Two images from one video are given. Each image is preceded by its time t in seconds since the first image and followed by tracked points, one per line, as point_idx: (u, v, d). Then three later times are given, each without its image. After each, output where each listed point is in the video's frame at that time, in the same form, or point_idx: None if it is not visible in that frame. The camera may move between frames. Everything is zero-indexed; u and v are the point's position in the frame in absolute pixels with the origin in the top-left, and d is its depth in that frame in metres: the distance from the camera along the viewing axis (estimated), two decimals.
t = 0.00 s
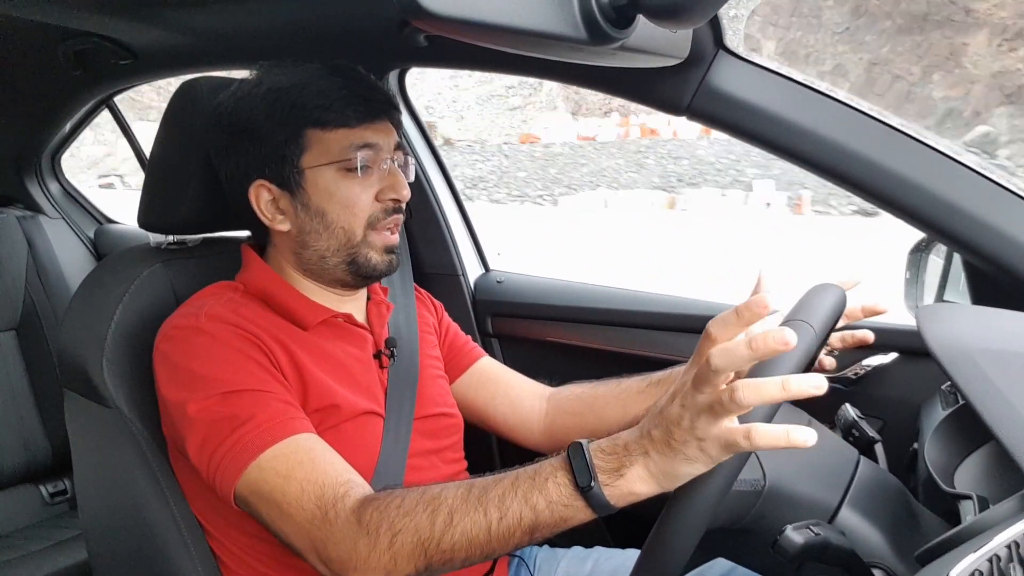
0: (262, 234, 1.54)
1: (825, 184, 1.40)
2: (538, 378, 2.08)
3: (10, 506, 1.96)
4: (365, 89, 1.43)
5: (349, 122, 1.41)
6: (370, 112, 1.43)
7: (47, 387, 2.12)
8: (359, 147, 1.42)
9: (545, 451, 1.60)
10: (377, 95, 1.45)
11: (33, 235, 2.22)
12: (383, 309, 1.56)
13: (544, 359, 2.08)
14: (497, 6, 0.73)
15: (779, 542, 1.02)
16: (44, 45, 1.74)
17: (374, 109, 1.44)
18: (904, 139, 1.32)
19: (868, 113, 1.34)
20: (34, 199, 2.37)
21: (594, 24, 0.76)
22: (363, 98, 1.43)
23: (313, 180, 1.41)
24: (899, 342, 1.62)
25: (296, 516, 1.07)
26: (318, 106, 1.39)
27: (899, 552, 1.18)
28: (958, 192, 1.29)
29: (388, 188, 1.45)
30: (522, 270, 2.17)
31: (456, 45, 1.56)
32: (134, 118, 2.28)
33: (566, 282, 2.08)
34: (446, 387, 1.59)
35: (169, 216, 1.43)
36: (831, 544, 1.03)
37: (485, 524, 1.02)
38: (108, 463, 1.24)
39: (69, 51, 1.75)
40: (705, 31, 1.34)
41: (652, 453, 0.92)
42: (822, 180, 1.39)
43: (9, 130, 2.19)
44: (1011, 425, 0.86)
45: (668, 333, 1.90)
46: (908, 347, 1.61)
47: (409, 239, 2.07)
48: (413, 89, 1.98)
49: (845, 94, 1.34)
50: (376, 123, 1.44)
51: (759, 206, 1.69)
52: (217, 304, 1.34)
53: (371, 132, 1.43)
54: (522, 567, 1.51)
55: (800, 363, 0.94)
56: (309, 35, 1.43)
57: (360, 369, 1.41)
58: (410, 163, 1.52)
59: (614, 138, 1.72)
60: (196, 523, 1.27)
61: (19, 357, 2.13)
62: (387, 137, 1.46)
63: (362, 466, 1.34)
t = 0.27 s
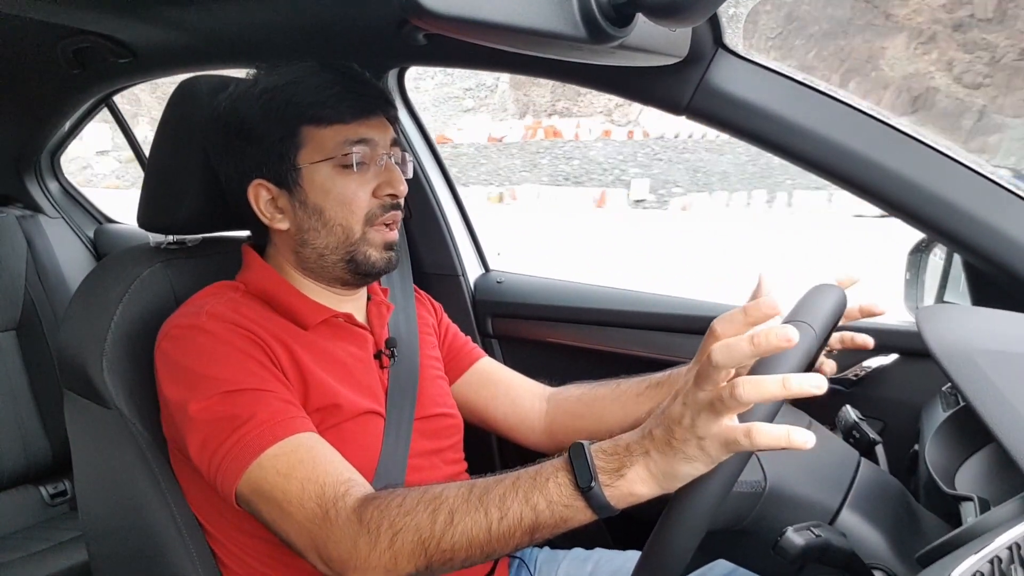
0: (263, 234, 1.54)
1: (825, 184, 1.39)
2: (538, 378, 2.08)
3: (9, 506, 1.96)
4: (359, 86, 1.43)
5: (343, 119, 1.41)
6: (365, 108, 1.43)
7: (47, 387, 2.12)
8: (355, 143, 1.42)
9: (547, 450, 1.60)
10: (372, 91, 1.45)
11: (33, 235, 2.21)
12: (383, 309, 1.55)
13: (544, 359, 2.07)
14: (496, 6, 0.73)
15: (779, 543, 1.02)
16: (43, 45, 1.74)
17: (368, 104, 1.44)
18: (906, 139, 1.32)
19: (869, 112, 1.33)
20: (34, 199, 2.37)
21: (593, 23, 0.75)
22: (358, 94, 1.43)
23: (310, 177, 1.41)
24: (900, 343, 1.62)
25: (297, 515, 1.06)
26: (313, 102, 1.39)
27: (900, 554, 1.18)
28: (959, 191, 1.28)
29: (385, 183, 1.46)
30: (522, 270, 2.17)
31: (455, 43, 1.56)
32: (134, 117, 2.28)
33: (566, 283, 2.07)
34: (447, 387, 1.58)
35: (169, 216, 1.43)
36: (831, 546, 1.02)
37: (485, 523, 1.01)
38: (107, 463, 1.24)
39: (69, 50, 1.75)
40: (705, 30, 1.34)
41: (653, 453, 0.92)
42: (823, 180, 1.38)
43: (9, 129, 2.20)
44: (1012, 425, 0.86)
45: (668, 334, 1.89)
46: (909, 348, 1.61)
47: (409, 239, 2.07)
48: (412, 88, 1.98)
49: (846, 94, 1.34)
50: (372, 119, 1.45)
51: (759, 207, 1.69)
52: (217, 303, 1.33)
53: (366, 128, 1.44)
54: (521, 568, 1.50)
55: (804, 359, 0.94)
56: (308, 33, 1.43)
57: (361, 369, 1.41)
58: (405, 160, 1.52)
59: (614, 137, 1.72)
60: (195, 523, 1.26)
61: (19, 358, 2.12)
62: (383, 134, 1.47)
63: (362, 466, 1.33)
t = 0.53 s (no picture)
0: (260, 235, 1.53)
1: (826, 185, 1.39)
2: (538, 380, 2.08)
3: (9, 507, 1.96)
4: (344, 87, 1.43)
5: (301, 123, 1.39)
6: (330, 110, 1.40)
7: (47, 388, 2.12)
8: (312, 148, 1.40)
9: (546, 449, 1.60)
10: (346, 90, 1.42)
11: (33, 236, 2.21)
12: (381, 310, 1.56)
13: (544, 360, 2.07)
14: (495, 7, 0.73)
15: (780, 544, 1.02)
16: (44, 45, 1.74)
17: (343, 105, 1.42)
18: (907, 140, 1.32)
19: (869, 113, 1.33)
20: (34, 200, 2.37)
21: (593, 23, 0.75)
22: (324, 95, 1.40)
23: (274, 184, 1.41)
24: (900, 344, 1.62)
25: (297, 518, 1.06)
26: (272, 108, 1.39)
27: (901, 555, 1.18)
28: (958, 192, 1.28)
29: (346, 188, 1.41)
30: (522, 271, 2.17)
31: (456, 44, 1.56)
32: (134, 118, 2.28)
33: (566, 283, 2.07)
34: (446, 388, 1.58)
35: (169, 217, 1.43)
36: (832, 546, 1.02)
37: (486, 524, 1.02)
38: (108, 464, 1.24)
39: (69, 51, 1.75)
40: (705, 31, 1.34)
41: (658, 450, 0.93)
42: (823, 181, 1.38)
43: (10, 130, 2.20)
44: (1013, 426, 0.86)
45: (669, 335, 1.90)
46: (910, 349, 1.61)
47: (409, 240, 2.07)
48: (411, 89, 1.97)
49: (846, 95, 1.34)
50: (337, 120, 1.41)
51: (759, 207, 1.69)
52: (215, 308, 1.33)
53: (327, 131, 1.41)
54: (522, 569, 1.50)
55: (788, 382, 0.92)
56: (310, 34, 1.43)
57: (359, 371, 1.41)
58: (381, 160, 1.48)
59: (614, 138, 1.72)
60: (195, 524, 1.26)
61: (19, 359, 2.12)
62: (347, 136, 1.43)
63: (362, 468, 1.33)
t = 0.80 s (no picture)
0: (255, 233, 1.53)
1: (826, 184, 1.39)
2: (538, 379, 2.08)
3: (9, 507, 1.95)
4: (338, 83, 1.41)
5: (296, 122, 1.38)
6: (325, 108, 1.39)
7: (47, 388, 2.12)
8: (304, 146, 1.39)
9: (545, 446, 1.59)
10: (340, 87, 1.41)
11: (33, 236, 2.21)
12: (377, 309, 1.55)
13: (544, 360, 2.07)
14: (495, 4, 0.73)
15: (780, 544, 1.02)
16: (43, 44, 1.74)
17: (338, 103, 1.41)
18: (907, 139, 1.31)
19: (869, 113, 1.33)
20: (34, 199, 2.37)
21: (593, 22, 0.75)
22: (317, 92, 1.38)
23: (267, 183, 1.40)
24: (901, 343, 1.62)
25: (310, 525, 1.07)
26: (265, 107, 1.37)
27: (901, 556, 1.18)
28: (959, 192, 1.28)
29: (341, 188, 1.41)
30: (522, 270, 2.17)
31: (455, 43, 1.56)
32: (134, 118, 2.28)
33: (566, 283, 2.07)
34: (443, 386, 1.58)
35: (167, 217, 1.43)
36: (832, 546, 1.02)
37: (496, 530, 1.01)
38: (108, 464, 1.24)
39: (68, 50, 1.75)
40: (704, 30, 1.34)
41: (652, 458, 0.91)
42: (824, 180, 1.38)
43: (10, 129, 2.20)
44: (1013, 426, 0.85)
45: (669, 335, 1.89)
46: (910, 348, 1.61)
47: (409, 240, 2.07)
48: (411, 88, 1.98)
49: (846, 94, 1.34)
50: (330, 118, 1.40)
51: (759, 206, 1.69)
52: (213, 310, 1.32)
53: (319, 129, 1.40)
54: (522, 569, 1.50)
55: (779, 400, 0.90)
56: (309, 33, 1.43)
57: (356, 370, 1.40)
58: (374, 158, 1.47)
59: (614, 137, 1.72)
60: (195, 525, 1.26)
61: (19, 359, 2.12)
62: (339, 133, 1.41)
63: (363, 468, 1.34)
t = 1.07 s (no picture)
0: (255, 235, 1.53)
1: (825, 184, 1.39)
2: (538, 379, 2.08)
3: (9, 507, 1.95)
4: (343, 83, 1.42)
5: (317, 122, 1.39)
6: (343, 108, 1.41)
7: (47, 388, 2.12)
8: (328, 145, 1.40)
9: (548, 443, 1.60)
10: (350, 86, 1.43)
11: (34, 235, 2.21)
12: (377, 309, 1.55)
13: (543, 360, 2.07)
14: (496, 6, 0.73)
15: (780, 544, 1.02)
16: (43, 45, 1.74)
17: (349, 105, 1.42)
18: (906, 139, 1.31)
19: (869, 113, 1.33)
20: (34, 199, 2.37)
21: (593, 23, 0.75)
22: (335, 93, 1.41)
23: (287, 180, 1.41)
24: (900, 343, 1.62)
25: (303, 519, 1.06)
26: (287, 105, 1.38)
27: (900, 555, 1.18)
28: (959, 191, 1.28)
29: (363, 186, 1.43)
30: (522, 270, 2.17)
31: (455, 43, 1.56)
32: (134, 118, 2.28)
33: (566, 283, 2.07)
34: (443, 386, 1.58)
35: (167, 218, 1.42)
36: (832, 546, 1.02)
37: (494, 522, 1.01)
38: (109, 464, 1.24)
39: (69, 51, 1.75)
40: (705, 30, 1.34)
41: (651, 451, 0.93)
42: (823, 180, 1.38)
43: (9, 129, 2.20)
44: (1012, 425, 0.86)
45: (669, 335, 1.90)
46: (909, 347, 1.61)
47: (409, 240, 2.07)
48: (412, 90, 2.00)
49: (847, 95, 1.34)
50: (351, 118, 1.42)
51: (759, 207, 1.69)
52: (214, 308, 1.33)
53: (341, 129, 1.41)
54: (522, 569, 1.50)
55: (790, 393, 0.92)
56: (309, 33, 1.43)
57: (356, 370, 1.40)
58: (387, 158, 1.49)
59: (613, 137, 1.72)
60: (195, 525, 1.26)
61: (19, 358, 2.12)
62: (361, 133, 1.44)
63: (362, 468, 1.34)
